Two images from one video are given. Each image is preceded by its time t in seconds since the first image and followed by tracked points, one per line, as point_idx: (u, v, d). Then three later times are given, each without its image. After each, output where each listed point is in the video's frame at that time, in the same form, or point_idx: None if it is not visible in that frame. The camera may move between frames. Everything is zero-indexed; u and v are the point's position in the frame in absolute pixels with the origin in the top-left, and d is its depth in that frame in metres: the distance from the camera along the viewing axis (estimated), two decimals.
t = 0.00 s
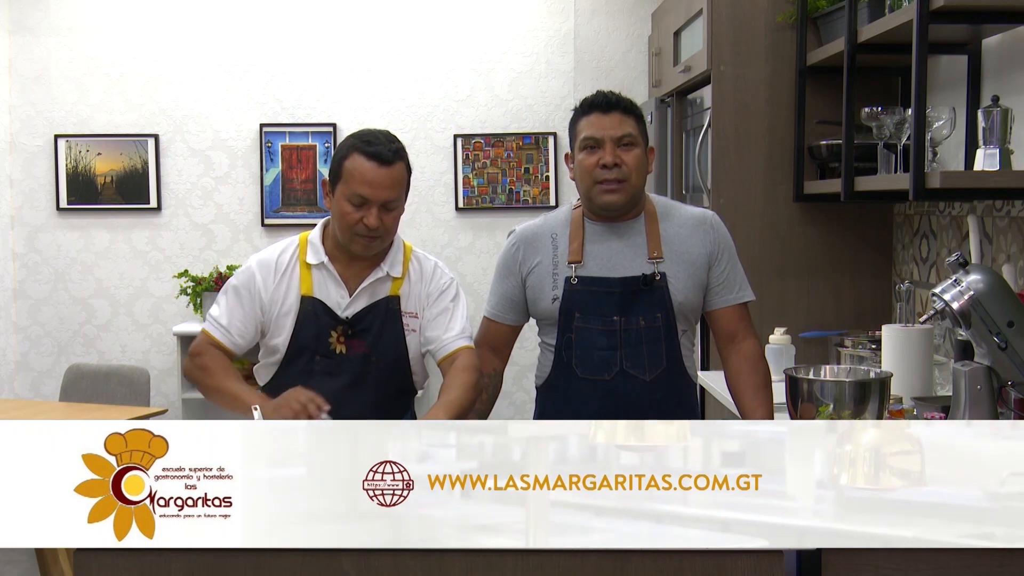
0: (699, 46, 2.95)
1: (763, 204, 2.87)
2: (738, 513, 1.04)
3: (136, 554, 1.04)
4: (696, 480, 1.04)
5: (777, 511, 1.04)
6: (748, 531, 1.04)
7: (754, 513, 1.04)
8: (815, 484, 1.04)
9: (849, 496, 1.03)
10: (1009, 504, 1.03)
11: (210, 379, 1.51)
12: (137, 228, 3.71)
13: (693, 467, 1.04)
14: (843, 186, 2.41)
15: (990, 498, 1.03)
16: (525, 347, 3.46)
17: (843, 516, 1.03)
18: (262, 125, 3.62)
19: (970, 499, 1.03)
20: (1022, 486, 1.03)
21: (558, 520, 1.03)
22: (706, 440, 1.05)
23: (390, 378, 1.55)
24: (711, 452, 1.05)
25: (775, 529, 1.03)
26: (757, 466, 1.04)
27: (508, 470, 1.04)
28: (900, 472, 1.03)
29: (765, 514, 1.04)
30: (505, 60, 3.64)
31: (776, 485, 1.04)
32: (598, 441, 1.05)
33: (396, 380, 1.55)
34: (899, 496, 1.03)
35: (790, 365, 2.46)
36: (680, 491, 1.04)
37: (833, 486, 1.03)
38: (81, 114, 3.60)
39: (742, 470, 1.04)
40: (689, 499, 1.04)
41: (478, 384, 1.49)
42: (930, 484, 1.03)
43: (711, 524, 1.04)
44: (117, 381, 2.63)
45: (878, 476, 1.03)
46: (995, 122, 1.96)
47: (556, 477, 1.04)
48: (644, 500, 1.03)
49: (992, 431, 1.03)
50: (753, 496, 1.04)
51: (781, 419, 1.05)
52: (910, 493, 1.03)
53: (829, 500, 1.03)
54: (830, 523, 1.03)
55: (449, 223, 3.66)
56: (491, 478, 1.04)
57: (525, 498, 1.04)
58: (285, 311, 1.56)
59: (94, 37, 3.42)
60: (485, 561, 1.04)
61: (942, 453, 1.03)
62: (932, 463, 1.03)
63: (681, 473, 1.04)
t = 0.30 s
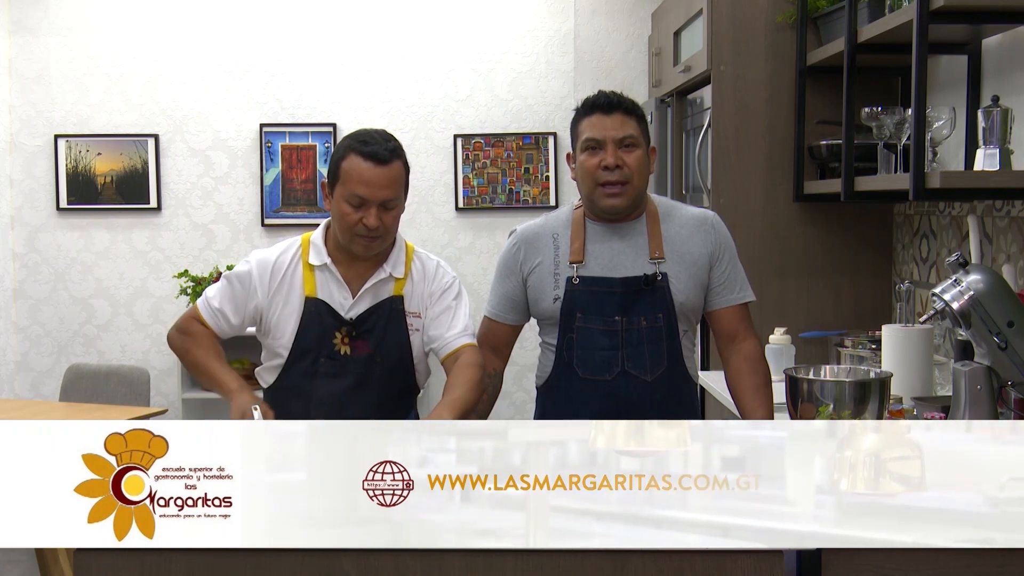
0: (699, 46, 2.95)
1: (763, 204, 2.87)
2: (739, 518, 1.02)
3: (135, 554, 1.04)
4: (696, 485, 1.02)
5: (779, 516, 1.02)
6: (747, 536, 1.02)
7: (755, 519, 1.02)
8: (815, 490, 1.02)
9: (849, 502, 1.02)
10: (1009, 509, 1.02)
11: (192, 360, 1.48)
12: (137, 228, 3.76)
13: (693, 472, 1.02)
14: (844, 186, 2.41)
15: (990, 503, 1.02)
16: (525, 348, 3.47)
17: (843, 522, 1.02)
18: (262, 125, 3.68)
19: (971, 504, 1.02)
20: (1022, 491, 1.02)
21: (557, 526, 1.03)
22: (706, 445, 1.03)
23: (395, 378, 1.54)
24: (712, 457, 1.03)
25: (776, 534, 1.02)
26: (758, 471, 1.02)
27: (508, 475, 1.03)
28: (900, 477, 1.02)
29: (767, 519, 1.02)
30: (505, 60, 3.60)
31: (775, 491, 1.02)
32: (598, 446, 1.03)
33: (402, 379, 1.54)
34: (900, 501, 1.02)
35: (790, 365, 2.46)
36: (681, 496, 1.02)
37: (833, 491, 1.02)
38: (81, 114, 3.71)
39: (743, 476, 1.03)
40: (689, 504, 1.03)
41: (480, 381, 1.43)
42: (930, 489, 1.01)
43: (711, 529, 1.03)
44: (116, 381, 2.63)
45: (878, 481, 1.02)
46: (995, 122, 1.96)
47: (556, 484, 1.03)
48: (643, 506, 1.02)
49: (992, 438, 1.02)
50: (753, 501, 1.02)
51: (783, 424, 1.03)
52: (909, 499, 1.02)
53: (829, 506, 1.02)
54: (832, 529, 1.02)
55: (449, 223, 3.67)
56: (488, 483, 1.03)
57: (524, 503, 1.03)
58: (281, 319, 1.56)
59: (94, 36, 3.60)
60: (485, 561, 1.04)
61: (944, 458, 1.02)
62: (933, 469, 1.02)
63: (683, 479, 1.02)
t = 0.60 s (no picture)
0: (699, 45, 2.95)
1: (763, 204, 2.87)
2: (738, 522, 1.05)
3: (135, 555, 1.02)
4: (696, 490, 1.06)
5: (778, 520, 1.05)
6: (747, 542, 1.04)
7: (752, 523, 1.05)
8: (815, 494, 1.06)
9: (849, 506, 1.05)
10: (1010, 515, 1.06)
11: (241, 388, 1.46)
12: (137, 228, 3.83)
13: (693, 477, 1.06)
14: (843, 186, 2.41)
15: (990, 509, 1.06)
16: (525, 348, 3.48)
17: (844, 527, 1.05)
18: (262, 125, 3.68)
19: (971, 509, 1.05)
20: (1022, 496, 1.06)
21: (557, 531, 1.04)
22: (707, 451, 1.07)
23: (399, 377, 1.54)
24: (712, 463, 1.07)
25: (772, 541, 1.04)
26: (757, 478, 1.06)
27: (508, 482, 1.06)
28: (900, 482, 1.05)
29: (762, 524, 1.05)
30: (506, 60, 3.57)
31: (775, 496, 1.06)
32: (598, 453, 1.07)
33: (406, 378, 1.55)
34: (900, 507, 1.05)
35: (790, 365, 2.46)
36: (681, 502, 1.05)
37: (834, 496, 1.05)
38: (81, 115, 3.68)
39: (743, 481, 1.06)
40: (689, 509, 1.05)
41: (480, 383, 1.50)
42: (930, 494, 1.05)
43: (710, 535, 1.04)
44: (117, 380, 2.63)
45: (877, 486, 1.05)
46: (994, 122, 1.96)
47: (553, 491, 1.06)
48: (644, 510, 1.05)
49: (990, 442, 1.07)
50: (752, 506, 1.05)
51: (783, 429, 1.08)
52: (912, 504, 1.05)
53: (830, 510, 1.05)
54: (831, 533, 1.05)
55: (449, 223, 3.65)
56: (491, 488, 1.06)
57: (524, 508, 1.05)
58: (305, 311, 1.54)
59: (94, 37, 3.36)
60: (485, 561, 1.03)
61: (943, 466, 1.06)
62: (932, 473, 1.06)
63: (681, 486, 1.06)
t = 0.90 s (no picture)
0: (699, 46, 2.95)
1: (763, 204, 2.87)
2: (738, 527, 0.97)
3: (135, 554, 1.01)
4: (697, 496, 0.96)
5: (776, 526, 0.97)
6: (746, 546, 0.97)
7: (751, 527, 0.97)
8: (815, 499, 0.96)
9: (849, 512, 0.96)
10: (1009, 520, 0.97)
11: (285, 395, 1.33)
12: (137, 228, 3.75)
13: (693, 483, 0.96)
14: (843, 186, 2.41)
15: (989, 513, 0.96)
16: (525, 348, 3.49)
17: (845, 533, 0.95)
18: (262, 125, 3.66)
19: (973, 518, 0.96)
20: None
21: (557, 536, 0.97)
22: (707, 455, 0.97)
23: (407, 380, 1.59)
24: (712, 467, 0.96)
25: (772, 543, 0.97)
26: (758, 483, 0.96)
27: (507, 486, 0.98)
28: (900, 487, 0.96)
29: (762, 529, 0.97)
30: (505, 60, 3.66)
31: (774, 501, 0.96)
32: (598, 457, 0.97)
33: (412, 381, 1.59)
34: (899, 512, 0.96)
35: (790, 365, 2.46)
36: (681, 507, 0.96)
37: (834, 501, 0.96)
38: (81, 114, 3.69)
39: (743, 486, 0.96)
40: (689, 514, 0.96)
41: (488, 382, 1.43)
42: (931, 499, 0.95)
43: (711, 541, 0.97)
44: (117, 380, 2.63)
45: (878, 491, 0.96)
46: (995, 122, 1.96)
47: (554, 496, 0.97)
48: (642, 516, 0.96)
49: (991, 447, 0.96)
50: (751, 511, 0.97)
51: (783, 434, 0.97)
52: (910, 510, 0.96)
53: (830, 516, 0.96)
54: (831, 539, 0.96)
55: (449, 223, 3.69)
56: (489, 492, 0.98)
57: (526, 512, 0.98)
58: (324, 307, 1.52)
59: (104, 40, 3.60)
60: (485, 561, 1.00)
61: (944, 469, 0.96)
62: (934, 479, 0.95)
63: (681, 491, 0.96)
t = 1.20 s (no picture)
0: (699, 46, 2.95)
1: (763, 204, 2.87)
2: (739, 533, 0.97)
3: (135, 554, 1.01)
4: (697, 502, 0.97)
5: (777, 531, 0.97)
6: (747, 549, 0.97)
7: (752, 535, 0.97)
8: (815, 504, 0.96)
9: (850, 517, 0.96)
10: (1009, 526, 0.97)
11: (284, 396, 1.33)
12: (136, 228, 3.75)
13: (693, 490, 0.97)
14: (843, 186, 2.41)
15: (989, 519, 0.96)
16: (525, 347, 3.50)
17: (844, 538, 0.96)
18: (262, 125, 3.66)
19: (972, 521, 0.96)
20: None
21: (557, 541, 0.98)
22: (707, 459, 0.97)
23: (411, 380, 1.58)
24: (712, 473, 0.97)
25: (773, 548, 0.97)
26: (759, 488, 0.96)
27: (507, 492, 0.98)
28: (899, 492, 0.96)
29: (762, 534, 0.97)
30: (505, 60, 3.66)
31: (774, 506, 0.97)
32: (598, 463, 0.97)
33: (414, 382, 1.58)
34: (899, 517, 0.96)
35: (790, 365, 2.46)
36: (681, 513, 0.97)
37: (834, 506, 0.96)
38: (81, 114, 3.69)
39: (742, 491, 0.97)
40: (689, 520, 0.97)
41: (493, 386, 1.43)
42: (930, 505, 0.96)
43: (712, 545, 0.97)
44: (117, 381, 2.64)
45: (877, 496, 0.96)
46: (995, 122, 1.96)
47: (555, 503, 0.98)
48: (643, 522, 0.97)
49: (992, 452, 0.96)
50: (752, 518, 0.97)
51: (783, 439, 0.96)
52: (909, 515, 0.96)
53: (830, 520, 0.96)
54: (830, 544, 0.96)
55: (449, 223, 3.69)
56: (490, 498, 0.98)
57: (525, 518, 0.98)
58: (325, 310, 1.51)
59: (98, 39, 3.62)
60: (486, 561, 1.00)
61: (944, 474, 0.96)
62: (934, 484, 0.96)
63: (682, 497, 0.97)
